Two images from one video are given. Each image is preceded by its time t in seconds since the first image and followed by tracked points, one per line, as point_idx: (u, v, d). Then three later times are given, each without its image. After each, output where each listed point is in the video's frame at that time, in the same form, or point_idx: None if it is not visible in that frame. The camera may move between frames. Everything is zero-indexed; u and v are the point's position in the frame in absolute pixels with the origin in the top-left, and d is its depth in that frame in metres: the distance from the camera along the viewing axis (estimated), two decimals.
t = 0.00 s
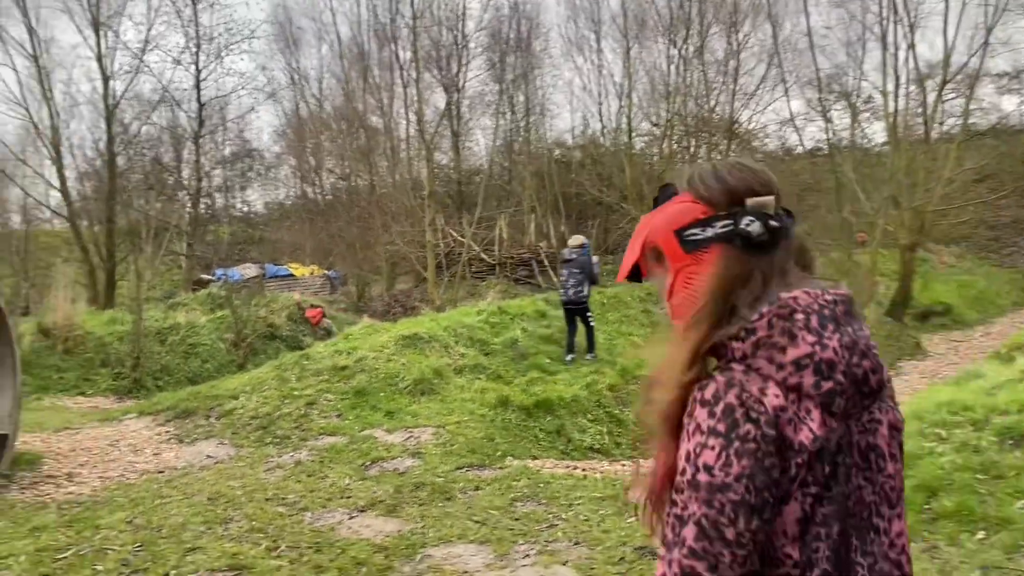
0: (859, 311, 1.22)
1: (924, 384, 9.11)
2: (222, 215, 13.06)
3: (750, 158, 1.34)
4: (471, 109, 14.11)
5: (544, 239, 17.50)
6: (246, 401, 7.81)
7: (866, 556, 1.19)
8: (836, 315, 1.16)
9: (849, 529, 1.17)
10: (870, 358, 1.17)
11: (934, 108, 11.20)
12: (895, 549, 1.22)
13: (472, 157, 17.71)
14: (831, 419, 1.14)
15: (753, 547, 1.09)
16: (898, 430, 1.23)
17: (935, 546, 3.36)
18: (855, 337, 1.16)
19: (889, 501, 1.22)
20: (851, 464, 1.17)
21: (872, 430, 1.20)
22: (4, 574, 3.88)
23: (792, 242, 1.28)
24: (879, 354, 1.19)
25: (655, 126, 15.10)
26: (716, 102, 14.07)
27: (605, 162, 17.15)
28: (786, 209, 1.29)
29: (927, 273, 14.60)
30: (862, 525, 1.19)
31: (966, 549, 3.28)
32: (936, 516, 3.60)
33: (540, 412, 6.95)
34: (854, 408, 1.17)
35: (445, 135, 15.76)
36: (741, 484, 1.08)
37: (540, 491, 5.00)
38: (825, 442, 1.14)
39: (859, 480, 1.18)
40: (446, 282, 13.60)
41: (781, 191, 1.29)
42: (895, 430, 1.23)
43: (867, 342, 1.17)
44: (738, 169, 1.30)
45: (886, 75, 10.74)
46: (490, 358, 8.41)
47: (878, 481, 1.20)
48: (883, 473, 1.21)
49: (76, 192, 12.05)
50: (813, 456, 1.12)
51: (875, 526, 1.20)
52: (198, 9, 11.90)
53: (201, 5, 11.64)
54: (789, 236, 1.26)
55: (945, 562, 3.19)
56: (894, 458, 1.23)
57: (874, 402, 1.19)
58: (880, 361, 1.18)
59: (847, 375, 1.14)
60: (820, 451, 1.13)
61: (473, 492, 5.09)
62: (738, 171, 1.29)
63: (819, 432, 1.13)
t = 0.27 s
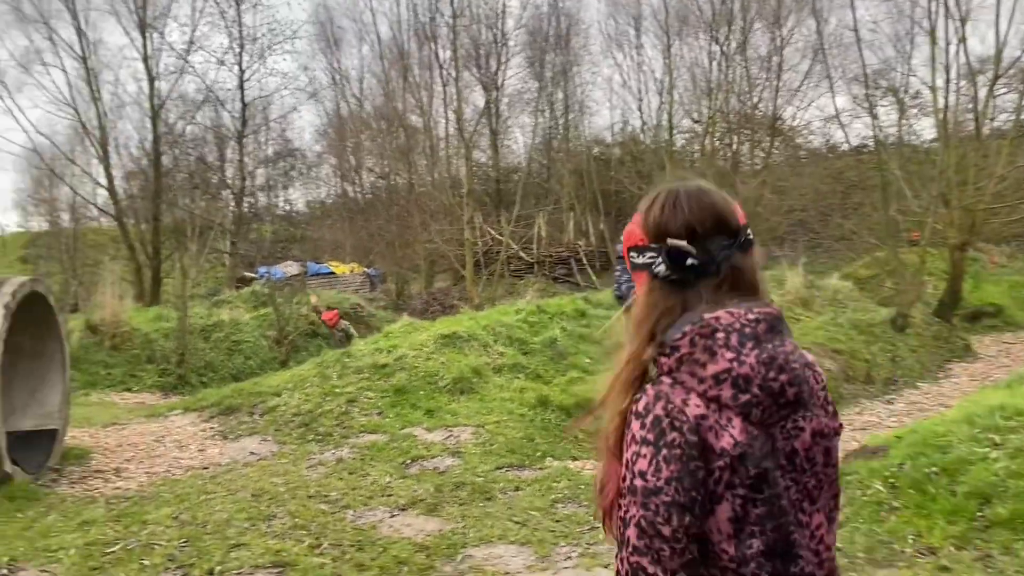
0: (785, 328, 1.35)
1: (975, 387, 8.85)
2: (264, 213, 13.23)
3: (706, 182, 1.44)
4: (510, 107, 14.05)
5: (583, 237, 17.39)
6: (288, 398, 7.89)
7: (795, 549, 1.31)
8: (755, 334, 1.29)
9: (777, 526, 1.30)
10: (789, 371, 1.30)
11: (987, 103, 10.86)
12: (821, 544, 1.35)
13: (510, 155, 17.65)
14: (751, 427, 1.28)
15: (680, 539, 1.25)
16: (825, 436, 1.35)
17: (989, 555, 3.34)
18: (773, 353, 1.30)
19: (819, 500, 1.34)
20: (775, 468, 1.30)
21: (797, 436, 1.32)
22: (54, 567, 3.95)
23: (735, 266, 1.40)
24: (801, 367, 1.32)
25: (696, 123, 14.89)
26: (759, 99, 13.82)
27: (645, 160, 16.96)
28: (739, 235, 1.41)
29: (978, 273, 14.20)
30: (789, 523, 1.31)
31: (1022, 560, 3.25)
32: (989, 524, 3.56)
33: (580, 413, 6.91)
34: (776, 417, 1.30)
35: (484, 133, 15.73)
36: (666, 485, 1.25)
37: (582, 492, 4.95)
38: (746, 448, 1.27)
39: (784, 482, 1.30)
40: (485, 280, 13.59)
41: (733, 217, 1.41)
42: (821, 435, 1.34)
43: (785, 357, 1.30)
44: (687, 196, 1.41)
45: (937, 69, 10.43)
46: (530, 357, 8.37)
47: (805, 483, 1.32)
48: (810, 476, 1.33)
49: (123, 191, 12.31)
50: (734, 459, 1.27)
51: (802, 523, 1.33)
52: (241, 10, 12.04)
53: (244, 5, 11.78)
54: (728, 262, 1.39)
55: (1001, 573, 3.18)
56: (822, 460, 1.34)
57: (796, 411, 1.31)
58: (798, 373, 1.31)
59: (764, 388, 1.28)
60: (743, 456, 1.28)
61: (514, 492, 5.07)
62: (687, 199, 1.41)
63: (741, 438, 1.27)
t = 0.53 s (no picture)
0: (723, 316, 1.39)
1: None
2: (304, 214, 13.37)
3: (666, 185, 1.47)
4: (547, 107, 13.99)
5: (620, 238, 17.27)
6: (326, 398, 7.95)
7: (726, 525, 1.32)
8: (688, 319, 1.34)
9: (706, 500, 1.31)
10: (725, 353, 1.33)
11: None
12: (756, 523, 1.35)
13: (547, 155, 17.59)
14: (686, 402, 1.30)
15: (609, 507, 1.28)
16: (764, 418, 1.36)
17: None
18: (709, 338, 1.34)
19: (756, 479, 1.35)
20: (709, 443, 1.31)
21: (734, 416, 1.33)
22: (100, 563, 4.02)
23: (684, 266, 1.44)
24: (736, 350, 1.35)
25: (736, 122, 14.67)
26: (800, 97, 13.58)
27: (683, 159, 16.77)
28: (692, 238, 1.45)
29: None
30: (722, 499, 1.32)
31: None
32: None
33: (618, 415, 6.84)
34: (713, 395, 1.32)
35: (521, 133, 15.70)
36: (603, 455, 1.28)
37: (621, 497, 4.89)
38: (680, 423, 1.30)
39: (718, 458, 1.32)
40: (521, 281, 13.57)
41: (687, 217, 1.44)
42: (760, 417, 1.35)
43: (721, 340, 1.34)
44: (646, 196, 1.44)
45: (986, 66, 10.12)
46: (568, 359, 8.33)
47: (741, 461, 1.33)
48: (746, 455, 1.34)
49: (166, 192, 12.53)
50: (669, 432, 1.29)
51: (738, 500, 1.33)
52: (281, 13, 12.17)
53: (284, 8, 11.90)
54: (677, 263, 1.43)
55: None
56: (760, 442, 1.36)
57: (733, 392, 1.33)
58: (733, 354, 1.34)
59: (697, 368, 1.31)
60: (682, 431, 1.30)
61: (553, 495, 5.03)
62: (643, 197, 1.44)
63: (676, 415, 1.29)
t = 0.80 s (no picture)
0: (625, 321, 1.47)
1: None
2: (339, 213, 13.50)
3: (593, 200, 1.59)
4: (580, 106, 13.94)
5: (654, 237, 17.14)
6: (363, 396, 8.03)
7: (629, 515, 1.41)
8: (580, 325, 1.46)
9: (604, 492, 1.43)
10: (613, 358, 1.43)
11: None
12: (666, 517, 1.42)
13: (581, 154, 17.51)
14: (576, 401, 1.43)
15: (512, 494, 1.48)
16: (671, 419, 1.43)
17: None
18: (597, 343, 1.44)
19: (663, 476, 1.42)
20: (603, 440, 1.43)
21: (630, 414, 1.42)
22: (141, 557, 4.10)
23: (595, 278, 1.53)
24: (629, 354, 1.43)
25: (772, 120, 14.47)
26: (839, 95, 13.34)
27: (719, 158, 16.59)
28: (603, 252, 1.54)
29: None
30: (621, 492, 1.42)
31: None
32: None
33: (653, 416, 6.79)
34: (602, 395, 1.43)
35: (555, 132, 15.65)
36: (504, 448, 1.50)
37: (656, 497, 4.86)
38: (569, 420, 1.43)
39: (615, 454, 1.42)
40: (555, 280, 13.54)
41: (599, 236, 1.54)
42: (665, 417, 1.42)
43: (609, 346, 1.43)
44: (571, 213, 1.57)
45: None
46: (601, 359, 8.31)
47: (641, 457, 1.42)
48: (649, 452, 1.42)
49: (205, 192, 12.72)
50: (556, 429, 1.44)
51: (640, 494, 1.42)
52: (317, 15, 12.28)
53: (320, 9, 12.00)
54: (582, 275, 1.54)
55: None
56: (667, 440, 1.43)
57: (628, 392, 1.42)
58: (621, 356, 1.43)
59: (584, 369, 1.43)
60: (572, 428, 1.44)
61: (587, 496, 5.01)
62: (565, 212, 1.59)
63: (565, 413, 1.43)
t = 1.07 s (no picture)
0: (531, 311, 1.44)
1: None
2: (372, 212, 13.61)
3: (526, 193, 1.54)
4: (613, 105, 13.88)
5: (688, 236, 17.02)
6: (396, 393, 8.08)
7: (511, 494, 1.45)
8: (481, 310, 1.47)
9: (497, 468, 1.48)
10: (506, 345, 1.43)
11: None
12: (547, 502, 1.42)
13: (614, 153, 17.46)
14: (476, 381, 1.48)
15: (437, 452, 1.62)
16: (564, 409, 1.40)
17: None
18: (494, 330, 1.45)
19: (549, 463, 1.42)
20: (499, 420, 1.47)
21: (524, 398, 1.44)
22: (180, 551, 4.18)
23: (520, 270, 1.49)
24: (522, 341, 1.42)
25: (808, 118, 14.28)
26: (876, 92, 13.13)
27: (754, 157, 16.41)
28: (529, 243, 1.49)
29: None
30: (509, 471, 1.46)
31: None
32: None
33: (687, 415, 6.74)
34: (495, 378, 1.45)
35: (587, 131, 15.61)
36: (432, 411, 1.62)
37: (691, 498, 4.83)
38: (471, 396, 1.49)
39: (506, 432, 1.46)
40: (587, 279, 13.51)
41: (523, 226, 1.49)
42: (556, 406, 1.41)
43: (503, 333, 1.43)
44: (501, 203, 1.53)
45: None
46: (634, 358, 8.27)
47: (528, 440, 1.43)
48: (536, 438, 1.42)
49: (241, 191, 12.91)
50: (463, 402, 1.52)
51: (526, 477, 1.43)
52: (351, 16, 12.39)
53: (355, 11, 12.10)
54: (509, 265, 1.50)
55: None
56: (557, 428, 1.41)
57: (520, 377, 1.43)
58: (513, 345, 1.42)
59: (480, 353, 1.46)
60: (471, 405, 1.50)
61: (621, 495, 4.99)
62: (497, 206, 1.55)
63: (466, 390, 1.50)
